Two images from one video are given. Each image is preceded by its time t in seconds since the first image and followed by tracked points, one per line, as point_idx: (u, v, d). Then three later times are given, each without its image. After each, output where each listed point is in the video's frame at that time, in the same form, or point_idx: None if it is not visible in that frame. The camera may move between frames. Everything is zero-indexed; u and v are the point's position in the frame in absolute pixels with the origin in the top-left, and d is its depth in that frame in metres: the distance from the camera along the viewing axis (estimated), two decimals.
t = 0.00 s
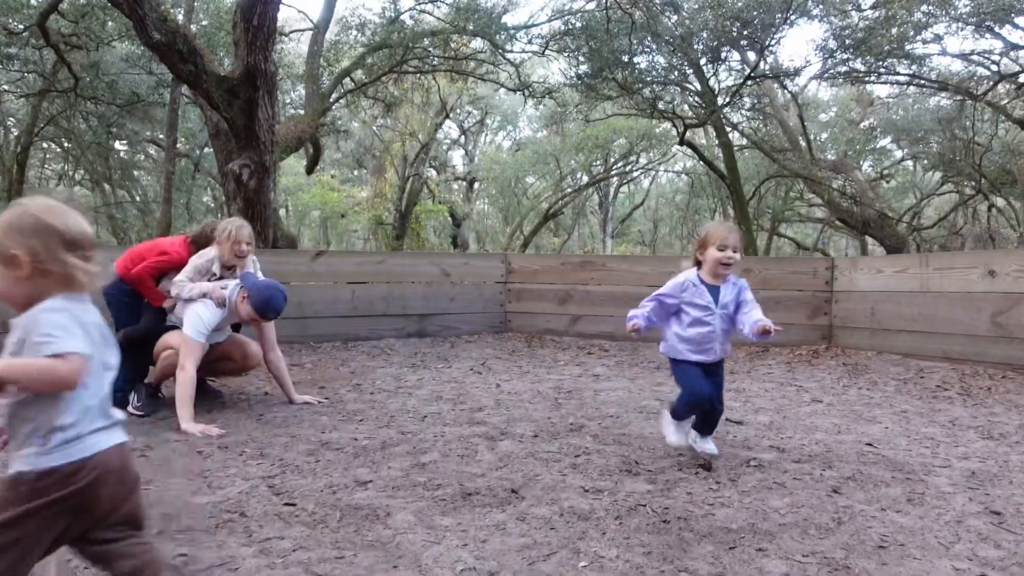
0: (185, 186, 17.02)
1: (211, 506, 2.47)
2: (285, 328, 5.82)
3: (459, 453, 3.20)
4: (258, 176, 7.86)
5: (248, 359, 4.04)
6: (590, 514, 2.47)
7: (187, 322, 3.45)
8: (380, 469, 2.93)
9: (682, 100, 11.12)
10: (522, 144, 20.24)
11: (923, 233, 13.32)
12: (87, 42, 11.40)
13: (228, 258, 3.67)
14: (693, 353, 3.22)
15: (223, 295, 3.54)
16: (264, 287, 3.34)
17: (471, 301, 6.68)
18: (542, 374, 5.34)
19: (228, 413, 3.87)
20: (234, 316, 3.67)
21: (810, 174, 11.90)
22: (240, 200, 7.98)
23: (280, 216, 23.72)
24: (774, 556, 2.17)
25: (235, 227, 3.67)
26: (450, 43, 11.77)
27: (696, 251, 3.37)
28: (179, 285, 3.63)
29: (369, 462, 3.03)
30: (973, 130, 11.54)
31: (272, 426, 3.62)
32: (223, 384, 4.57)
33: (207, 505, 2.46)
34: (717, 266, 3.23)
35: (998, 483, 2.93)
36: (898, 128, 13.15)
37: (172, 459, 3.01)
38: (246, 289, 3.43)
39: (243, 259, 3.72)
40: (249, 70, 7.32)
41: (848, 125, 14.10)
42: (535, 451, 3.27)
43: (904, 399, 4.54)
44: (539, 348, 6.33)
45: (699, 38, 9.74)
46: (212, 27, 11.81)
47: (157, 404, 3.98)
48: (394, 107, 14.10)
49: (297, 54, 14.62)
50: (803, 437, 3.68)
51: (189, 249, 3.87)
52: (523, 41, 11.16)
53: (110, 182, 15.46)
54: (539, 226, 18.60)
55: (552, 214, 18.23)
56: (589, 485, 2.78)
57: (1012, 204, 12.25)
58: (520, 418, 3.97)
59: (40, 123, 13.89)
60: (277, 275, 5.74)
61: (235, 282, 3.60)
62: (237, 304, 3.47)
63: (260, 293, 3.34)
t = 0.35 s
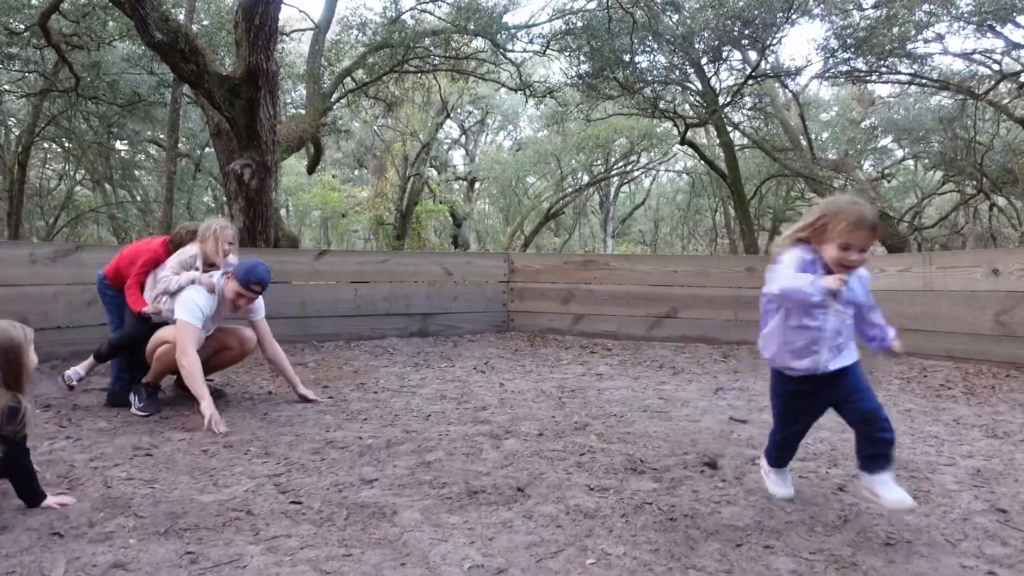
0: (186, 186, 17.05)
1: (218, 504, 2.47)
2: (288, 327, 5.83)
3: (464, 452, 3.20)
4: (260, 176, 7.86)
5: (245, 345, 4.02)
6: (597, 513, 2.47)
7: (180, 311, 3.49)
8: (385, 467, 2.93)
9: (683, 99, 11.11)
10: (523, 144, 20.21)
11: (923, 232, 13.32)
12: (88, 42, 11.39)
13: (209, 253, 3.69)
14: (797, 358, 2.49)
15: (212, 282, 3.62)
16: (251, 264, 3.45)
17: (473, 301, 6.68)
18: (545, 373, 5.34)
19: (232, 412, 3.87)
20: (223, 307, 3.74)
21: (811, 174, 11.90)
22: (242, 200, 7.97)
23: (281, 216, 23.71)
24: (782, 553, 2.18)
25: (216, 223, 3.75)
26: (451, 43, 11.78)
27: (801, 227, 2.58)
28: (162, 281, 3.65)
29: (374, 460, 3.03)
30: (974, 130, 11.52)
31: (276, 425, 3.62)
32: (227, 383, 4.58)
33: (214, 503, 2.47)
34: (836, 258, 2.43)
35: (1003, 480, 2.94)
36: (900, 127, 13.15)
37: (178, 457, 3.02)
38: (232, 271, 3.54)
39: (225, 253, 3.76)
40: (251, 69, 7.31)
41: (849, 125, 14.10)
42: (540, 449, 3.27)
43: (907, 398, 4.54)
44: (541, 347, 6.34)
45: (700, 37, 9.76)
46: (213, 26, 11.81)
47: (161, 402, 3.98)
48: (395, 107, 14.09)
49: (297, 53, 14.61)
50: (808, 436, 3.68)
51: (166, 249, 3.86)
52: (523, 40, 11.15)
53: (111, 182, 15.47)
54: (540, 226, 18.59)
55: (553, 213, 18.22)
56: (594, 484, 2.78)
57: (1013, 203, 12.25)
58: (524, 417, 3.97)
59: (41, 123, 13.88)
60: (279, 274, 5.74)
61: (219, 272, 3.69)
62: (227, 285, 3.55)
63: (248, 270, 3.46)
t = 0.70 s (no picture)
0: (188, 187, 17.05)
1: (223, 503, 2.47)
2: (291, 327, 5.83)
3: (468, 452, 3.20)
4: (262, 177, 7.86)
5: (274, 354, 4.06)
6: (601, 512, 2.47)
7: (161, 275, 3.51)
8: (390, 467, 2.93)
9: (684, 100, 11.10)
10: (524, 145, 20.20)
11: (924, 233, 13.31)
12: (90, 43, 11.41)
13: (150, 231, 3.89)
14: (993, 396, 1.76)
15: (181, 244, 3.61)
16: (221, 212, 3.52)
17: (475, 302, 6.68)
18: (548, 373, 5.34)
19: (236, 412, 3.88)
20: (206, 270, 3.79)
21: (812, 174, 11.89)
22: (244, 200, 7.97)
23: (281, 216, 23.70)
24: (787, 553, 2.18)
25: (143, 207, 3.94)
26: (453, 44, 11.78)
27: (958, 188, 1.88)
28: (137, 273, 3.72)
29: (378, 461, 3.03)
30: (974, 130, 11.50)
31: (279, 424, 3.62)
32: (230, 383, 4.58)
33: (219, 503, 2.47)
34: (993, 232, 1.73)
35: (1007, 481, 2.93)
36: (901, 128, 13.14)
37: (182, 457, 3.02)
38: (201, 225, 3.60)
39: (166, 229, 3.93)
40: (253, 70, 7.32)
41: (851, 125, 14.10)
42: (545, 449, 3.27)
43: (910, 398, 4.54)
44: (544, 347, 6.34)
45: (701, 37, 9.76)
46: (214, 27, 11.81)
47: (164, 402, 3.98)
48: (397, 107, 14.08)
49: (298, 54, 14.62)
50: (811, 436, 3.68)
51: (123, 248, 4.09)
52: (524, 41, 11.13)
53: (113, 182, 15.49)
54: (541, 227, 18.57)
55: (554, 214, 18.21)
56: (598, 484, 2.78)
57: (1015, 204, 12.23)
58: (528, 417, 3.97)
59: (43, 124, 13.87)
60: (282, 274, 5.75)
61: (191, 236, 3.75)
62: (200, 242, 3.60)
63: (215, 216, 3.54)
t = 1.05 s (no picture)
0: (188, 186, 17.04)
1: (231, 501, 2.48)
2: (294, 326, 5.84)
3: (474, 450, 3.20)
4: (264, 176, 7.86)
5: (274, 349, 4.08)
6: (608, 510, 2.48)
7: (163, 300, 3.34)
8: (397, 465, 2.94)
9: (685, 99, 11.09)
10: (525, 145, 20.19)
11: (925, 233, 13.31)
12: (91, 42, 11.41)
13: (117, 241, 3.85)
14: None
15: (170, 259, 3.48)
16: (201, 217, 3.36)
17: (478, 301, 6.68)
18: (552, 373, 5.34)
19: (242, 410, 3.88)
20: (197, 276, 3.66)
21: (814, 174, 11.89)
22: (246, 200, 7.97)
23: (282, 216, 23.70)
24: (795, 551, 2.18)
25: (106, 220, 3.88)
26: (455, 43, 11.80)
27: None
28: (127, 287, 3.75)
29: (384, 459, 3.03)
30: (975, 130, 11.49)
31: (284, 423, 3.63)
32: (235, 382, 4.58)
33: (228, 500, 2.48)
34: None
35: (1013, 479, 2.94)
36: (902, 127, 13.16)
37: (188, 455, 3.02)
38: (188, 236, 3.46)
39: (129, 238, 3.86)
40: (255, 69, 7.31)
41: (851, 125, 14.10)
42: (551, 448, 3.28)
43: (914, 397, 4.54)
44: (547, 346, 6.34)
45: (702, 37, 9.76)
46: (216, 27, 11.81)
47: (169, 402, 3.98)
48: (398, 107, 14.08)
49: (299, 54, 14.62)
50: (816, 434, 3.68)
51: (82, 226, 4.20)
52: (524, 40, 11.13)
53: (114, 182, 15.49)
54: (542, 226, 18.56)
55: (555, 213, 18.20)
56: (605, 482, 2.79)
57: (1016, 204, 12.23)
58: (533, 416, 3.97)
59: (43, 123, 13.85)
60: (285, 273, 5.76)
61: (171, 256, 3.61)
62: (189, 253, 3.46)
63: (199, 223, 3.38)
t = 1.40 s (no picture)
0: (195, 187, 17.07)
1: (251, 497, 2.49)
2: (305, 325, 5.86)
3: (489, 448, 3.21)
4: (272, 176, 7.88)
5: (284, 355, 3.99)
6: (626, 507, 2.48)
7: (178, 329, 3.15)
8: (413, 462, 2.95)
9: (692, 99, 11.06)
10: (530, 145, 20.19)
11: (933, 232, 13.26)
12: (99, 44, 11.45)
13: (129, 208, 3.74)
14: None
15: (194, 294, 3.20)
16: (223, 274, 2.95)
17: (487, 300, 6.69)
18: (562, 371, 5.35)
19: (257, 408, 3.90)
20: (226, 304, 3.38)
21: (821, 174, 11.85)
22: (254, 199, 7.99)
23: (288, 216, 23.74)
24: (814, 548, 2.19)
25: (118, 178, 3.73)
26: (461, 43, 11.79)
27: None
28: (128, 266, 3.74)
29: (400, 456, 3.05)
30: (983, 129, 11.43)
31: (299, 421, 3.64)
32: (248, 380, 4.61)
33: (248, 497, 2.49)
34: None
35: None
36: (909, 127, 13.09)
37: (206, 452, 3.04)
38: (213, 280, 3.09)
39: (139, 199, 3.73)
40: (263, 70, 7.33)
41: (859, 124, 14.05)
42: (565, 446, 3.28)
43: (926, 396, 4.53)
44: (557, 345, 6.35)
45: (708, 36, 9.73)
46: (223, 28, 11.83)
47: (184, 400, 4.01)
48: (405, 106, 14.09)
49: (305, 54, 14.63)
50: (830, 433, 3.68)
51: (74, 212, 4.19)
52: (530, 40, 11.12)
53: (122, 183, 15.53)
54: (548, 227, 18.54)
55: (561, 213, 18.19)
56: (622, 479, 2.80)
57: None
58: (546, 414, 3.98)
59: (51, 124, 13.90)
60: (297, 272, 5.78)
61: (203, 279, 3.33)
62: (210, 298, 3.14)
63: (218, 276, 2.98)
